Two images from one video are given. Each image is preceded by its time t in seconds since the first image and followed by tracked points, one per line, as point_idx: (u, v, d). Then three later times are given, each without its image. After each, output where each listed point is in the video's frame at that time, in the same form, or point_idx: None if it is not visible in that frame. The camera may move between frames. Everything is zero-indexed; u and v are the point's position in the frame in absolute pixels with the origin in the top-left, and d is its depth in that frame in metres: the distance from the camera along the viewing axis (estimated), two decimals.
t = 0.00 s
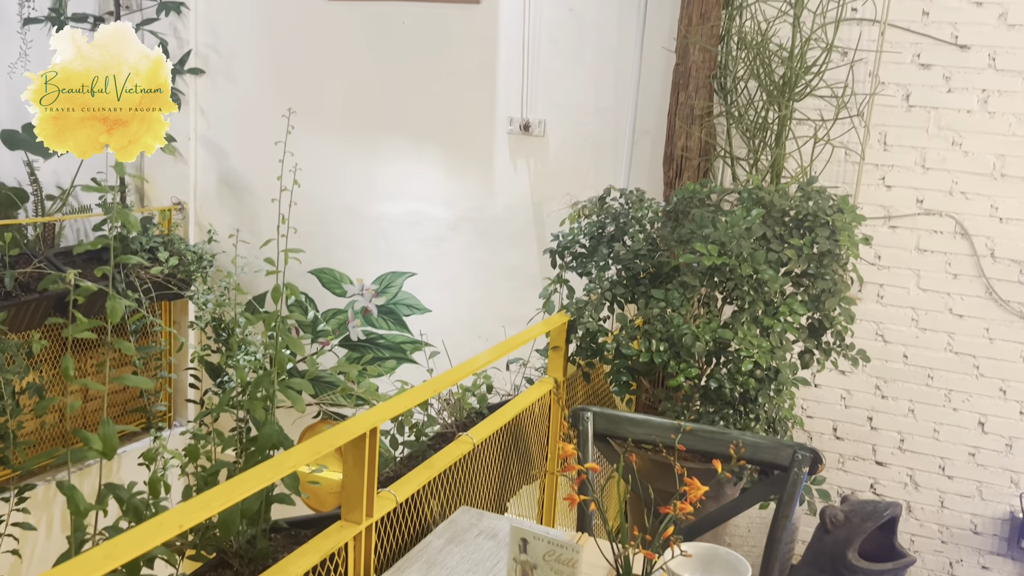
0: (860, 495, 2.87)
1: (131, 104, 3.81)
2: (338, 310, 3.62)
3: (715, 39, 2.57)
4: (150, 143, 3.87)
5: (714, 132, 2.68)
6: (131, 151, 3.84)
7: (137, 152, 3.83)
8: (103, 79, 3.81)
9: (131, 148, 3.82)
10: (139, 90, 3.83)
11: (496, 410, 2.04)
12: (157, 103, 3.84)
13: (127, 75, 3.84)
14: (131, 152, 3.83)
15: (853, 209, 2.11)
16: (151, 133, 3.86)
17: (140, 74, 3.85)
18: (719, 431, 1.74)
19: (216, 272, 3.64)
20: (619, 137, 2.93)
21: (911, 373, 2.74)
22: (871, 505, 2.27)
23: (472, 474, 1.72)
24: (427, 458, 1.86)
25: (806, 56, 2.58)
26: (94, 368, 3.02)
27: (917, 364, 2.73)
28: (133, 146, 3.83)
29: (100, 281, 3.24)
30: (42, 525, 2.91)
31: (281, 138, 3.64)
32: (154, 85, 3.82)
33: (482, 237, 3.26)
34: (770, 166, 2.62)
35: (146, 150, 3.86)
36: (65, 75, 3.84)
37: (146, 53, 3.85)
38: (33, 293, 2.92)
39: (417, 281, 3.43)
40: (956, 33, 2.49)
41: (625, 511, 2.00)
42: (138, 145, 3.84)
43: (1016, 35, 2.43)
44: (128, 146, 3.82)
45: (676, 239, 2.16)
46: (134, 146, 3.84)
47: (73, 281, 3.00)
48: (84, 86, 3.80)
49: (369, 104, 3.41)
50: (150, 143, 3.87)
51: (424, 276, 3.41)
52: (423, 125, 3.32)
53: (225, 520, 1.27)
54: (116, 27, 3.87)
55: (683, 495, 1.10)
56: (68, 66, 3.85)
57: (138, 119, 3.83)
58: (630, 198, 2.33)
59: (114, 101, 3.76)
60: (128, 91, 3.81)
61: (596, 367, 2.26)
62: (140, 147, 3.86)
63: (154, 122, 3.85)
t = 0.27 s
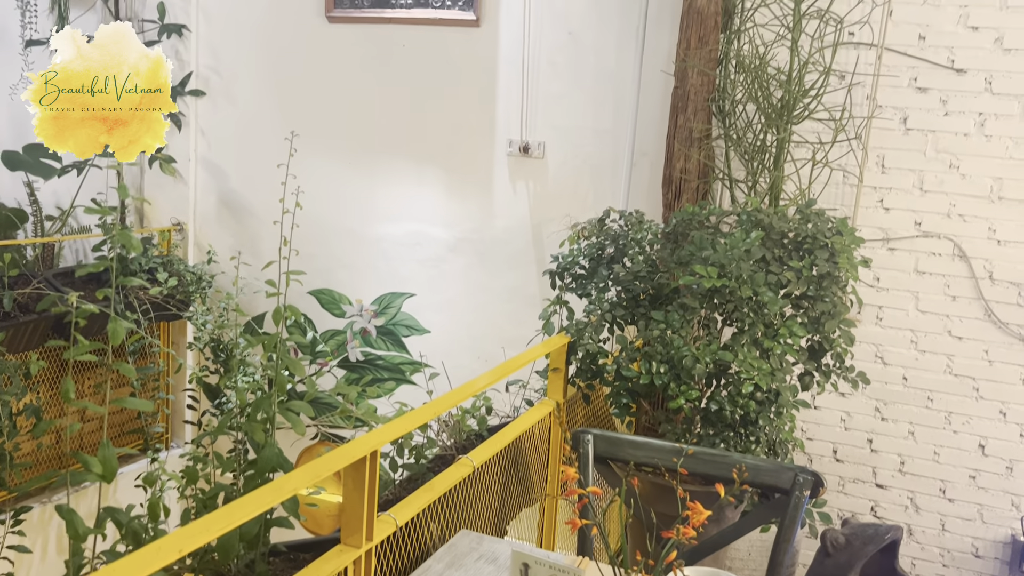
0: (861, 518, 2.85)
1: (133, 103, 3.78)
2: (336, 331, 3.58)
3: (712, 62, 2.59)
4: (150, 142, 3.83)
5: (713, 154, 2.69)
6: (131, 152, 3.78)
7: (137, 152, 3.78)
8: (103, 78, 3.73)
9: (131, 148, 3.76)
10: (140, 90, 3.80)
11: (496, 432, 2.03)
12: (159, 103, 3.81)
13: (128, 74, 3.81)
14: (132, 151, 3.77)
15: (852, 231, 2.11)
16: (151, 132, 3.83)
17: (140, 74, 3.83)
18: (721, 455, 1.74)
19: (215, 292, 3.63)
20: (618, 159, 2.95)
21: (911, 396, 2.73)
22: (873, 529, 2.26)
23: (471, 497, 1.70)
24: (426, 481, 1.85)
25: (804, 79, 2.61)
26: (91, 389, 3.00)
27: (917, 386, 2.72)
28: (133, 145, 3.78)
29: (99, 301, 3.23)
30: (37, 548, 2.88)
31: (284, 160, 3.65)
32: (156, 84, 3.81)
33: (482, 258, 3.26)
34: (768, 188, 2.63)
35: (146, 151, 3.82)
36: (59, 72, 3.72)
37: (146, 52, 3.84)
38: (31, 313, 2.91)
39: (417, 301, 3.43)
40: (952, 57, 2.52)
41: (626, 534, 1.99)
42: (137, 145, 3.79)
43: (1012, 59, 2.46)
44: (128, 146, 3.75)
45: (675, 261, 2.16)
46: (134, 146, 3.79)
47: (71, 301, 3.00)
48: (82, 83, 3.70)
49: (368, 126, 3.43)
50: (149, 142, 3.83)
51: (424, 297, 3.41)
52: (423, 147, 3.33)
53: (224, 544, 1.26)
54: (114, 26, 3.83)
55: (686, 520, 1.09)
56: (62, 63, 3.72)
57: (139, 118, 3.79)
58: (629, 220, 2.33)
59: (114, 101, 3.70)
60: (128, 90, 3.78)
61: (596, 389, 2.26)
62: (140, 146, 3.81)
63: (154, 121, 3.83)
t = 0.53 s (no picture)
0: (862, 540, 2.84)
1: (132, 103, 3.80)
2: (336, 352, 3.57)
3: (710, 85, 2.61)
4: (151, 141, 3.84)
5: (711, 176, 2.71)
6: (131, 151, 3.81)
7: (137, 152, 3.81)
8: (104, 79, 3.81)
9: (131, 148, 3.80)
10: (139, 90, 3.81)
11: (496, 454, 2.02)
12: (157, 103, 3.81)
13: (129, 74, 3.83)
14: (131, 151, 3.81)
15: (851, 252, 2.12)
16: (151, 132, 3.82)
17: (140, 74, 3.84)
18: (722, 478, 1.73)
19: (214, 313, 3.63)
20: (616, 180, 2.97)
21: (910, 418, 2.73)
22: (874, 552, 2.25)
23: (471, 520, 1.69)
24: (426, 503, 1.84)
25: (802, 102, 2.63)
26: (89, 411, 3.00)
27: (917, 408, 2.72)
28: (133, 145, 3.81)
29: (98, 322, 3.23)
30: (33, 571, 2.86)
31: (286, 183, 3.66)
32: (155, 84, 3.81)
33: (481, 278, 3.27)
34: (767, 210, 2.64)
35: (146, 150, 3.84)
36: (63, 75, 3.87)
37: (147, 51, 3.84)
38: (30, 334, 2.91)
39: (415, 322, 3.43)
40: (948, 80, 2.54)
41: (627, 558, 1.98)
42: (137, 144, 3.81)
43: (1008, 83, 2.48)
44: (128, 145, 3.78)
45: (675, 283, 2.17)
46: (134, 145, 3.81)
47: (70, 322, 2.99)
48: (83, 85, 3.82)
49: (368, 148, 3.44)
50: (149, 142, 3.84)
51: (423, 318, 3.41)
52: (423, 170, 3.35)
53: (223, 567, 1.25)
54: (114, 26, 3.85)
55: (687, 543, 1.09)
56: (66, 65, 3.87)
57: (139, 118, 3.80)
58: (628, 242, 2.34)
59: (114, 102, 3.76)
60: (128, 91, 3.81)
61: (596, 411, 2.26)
62: (140, 146, 3.84)
63: (154, 122, 3.80)
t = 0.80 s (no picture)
0: (863, 564, 2.83)
1: (132, 104, 3.66)
2: (335, 374, 3.53)
3: (709, 109, 2.63)
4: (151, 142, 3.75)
5: (710, 200, 2.72)
6: (131, 152, 3.76)
7: (137, 152, 3.76)
8: (102, 79, 3.59)
9: (131, 148, 3.73)
10: (139, 90, 3.66)
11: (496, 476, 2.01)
12: (158, 104, 3.72)
13: (128, 74, 3.64)
14: (132, 150, 3.76)
15: (850, 275, 2.13)
16: (151, 133, 3.73)
17: (140, 74, 3.67)
18: (722, 502, 1.72)
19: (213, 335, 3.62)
20: (615, 204, 2.98)
21: (910, 441, 2.72)
22: None
23: (471, 543, 1.68)
24: (425, 527, 1.83)
25: (800, 126, 2.64)
26: (88, 434, 2.99)
27: (917, 431, 2.71)
28: (133, 144, 3.74)
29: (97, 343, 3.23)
30: None
31: (287, 207, 3.67)
32: (156, 85, 3.69)
33: (480, 300, 3.27)
34: (766, 233, 2.65)
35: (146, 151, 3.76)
36: (59, 72, 3.67)
37: (147, 51, 3.69)
38: (29, 355, 2.90)
39: (415, 343, 3.42)
40: (945, 104, 2.57)
41: None
42: (138, 144, 3.75)
43: (1004, 107, 2.50)
44: (128, 145, 3.73)
45: (674, 305, 2.17)
46: (134, 145, 3.75)
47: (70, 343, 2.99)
48: (79, 84, 3.61)
49: (369, 172, 3.46)
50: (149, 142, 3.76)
51: (422, 339, 3.41)
52: (423, 193, 3.36)
53: None
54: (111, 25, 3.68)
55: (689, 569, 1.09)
56: (62, 63, 3.68)
57: (139, 117, 3.70)
58: (627, 264, 2.35)
59: (114, 102, 3.60)
60: (128, 91, 3.64)
61: (596, 433, 2.26)
62: (141, 146, 3.77)
63: (155, 122, 3.70)
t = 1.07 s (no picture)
0: None
1: (133, 105, 3.52)
2: (333, 396, 3.55)
3: (706, 132, 2.64)
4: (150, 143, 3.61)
5: (707, 222, 2.74)
6: (131, 152, 3.59)
7: (136, 153, 3.59)
8: (101, 80, 3.45)
9: (131, 149, 3.57)
10: (139, 90, 3.54)
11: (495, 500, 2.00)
12: (158, 105, 3.61)
13: (129, 73, 3.54)
14: (132, 152, 3.58)
15: (848, 297, 2.13)
16: (152, 134, 3.61)
17: (140, 73, 3.56)
18: (721, 525, 1.71)
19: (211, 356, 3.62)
20: (613, 226, 2.99)
21: (909, 463, 2.72)
22: None
23: (468, 568, 1.67)
24: (422, 551, 1.82)
25: (797, 149, 2.67)
26: (85, 457, 2.98)
27: (916, 453, 2.71)
28: (133, 146, 3.58)
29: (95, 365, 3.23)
30: None
31: (286, 229, 3.68)
32: (156, 85, 3.60)
33: (479, 321, 3.28)
34: (763, 256, 2.67)
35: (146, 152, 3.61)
36: (57, 71, 3.49)
37: (146, 51, 3.62)
38: (27, 378, 2.90)
39: (413, 365, 3.42)
40: (940, 127, 2.59)
41: None
42: (138, 145, 3.59)
43: (998, 131, 2.52)
44: (127, 145, 3.56)
45: (673, 327, 2.17)
46: (133, 145, 3.58)
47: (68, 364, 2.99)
48: (81, 85, 3.45)
49: (368, 194, 3.47)
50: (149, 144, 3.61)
51: (420, 361, 3.41)
52: (422, 215, 3.38)
53: None
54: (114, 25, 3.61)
55: None
56: (60, 60, 3.51)
57: (140, 118, 3.56)
58: (626, 286, 2.36)
59: (114, 102, 3.47)
60: (128, 91, 3.51)
61: (594, 456, 2.25)
62: (140, 147, 3.61)
63: (155, 122, 3.60)
